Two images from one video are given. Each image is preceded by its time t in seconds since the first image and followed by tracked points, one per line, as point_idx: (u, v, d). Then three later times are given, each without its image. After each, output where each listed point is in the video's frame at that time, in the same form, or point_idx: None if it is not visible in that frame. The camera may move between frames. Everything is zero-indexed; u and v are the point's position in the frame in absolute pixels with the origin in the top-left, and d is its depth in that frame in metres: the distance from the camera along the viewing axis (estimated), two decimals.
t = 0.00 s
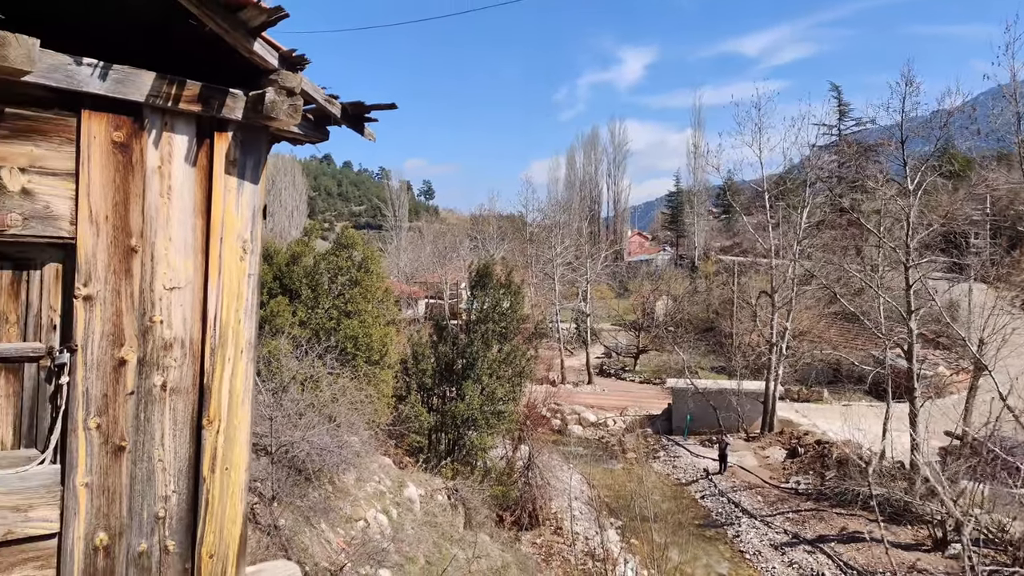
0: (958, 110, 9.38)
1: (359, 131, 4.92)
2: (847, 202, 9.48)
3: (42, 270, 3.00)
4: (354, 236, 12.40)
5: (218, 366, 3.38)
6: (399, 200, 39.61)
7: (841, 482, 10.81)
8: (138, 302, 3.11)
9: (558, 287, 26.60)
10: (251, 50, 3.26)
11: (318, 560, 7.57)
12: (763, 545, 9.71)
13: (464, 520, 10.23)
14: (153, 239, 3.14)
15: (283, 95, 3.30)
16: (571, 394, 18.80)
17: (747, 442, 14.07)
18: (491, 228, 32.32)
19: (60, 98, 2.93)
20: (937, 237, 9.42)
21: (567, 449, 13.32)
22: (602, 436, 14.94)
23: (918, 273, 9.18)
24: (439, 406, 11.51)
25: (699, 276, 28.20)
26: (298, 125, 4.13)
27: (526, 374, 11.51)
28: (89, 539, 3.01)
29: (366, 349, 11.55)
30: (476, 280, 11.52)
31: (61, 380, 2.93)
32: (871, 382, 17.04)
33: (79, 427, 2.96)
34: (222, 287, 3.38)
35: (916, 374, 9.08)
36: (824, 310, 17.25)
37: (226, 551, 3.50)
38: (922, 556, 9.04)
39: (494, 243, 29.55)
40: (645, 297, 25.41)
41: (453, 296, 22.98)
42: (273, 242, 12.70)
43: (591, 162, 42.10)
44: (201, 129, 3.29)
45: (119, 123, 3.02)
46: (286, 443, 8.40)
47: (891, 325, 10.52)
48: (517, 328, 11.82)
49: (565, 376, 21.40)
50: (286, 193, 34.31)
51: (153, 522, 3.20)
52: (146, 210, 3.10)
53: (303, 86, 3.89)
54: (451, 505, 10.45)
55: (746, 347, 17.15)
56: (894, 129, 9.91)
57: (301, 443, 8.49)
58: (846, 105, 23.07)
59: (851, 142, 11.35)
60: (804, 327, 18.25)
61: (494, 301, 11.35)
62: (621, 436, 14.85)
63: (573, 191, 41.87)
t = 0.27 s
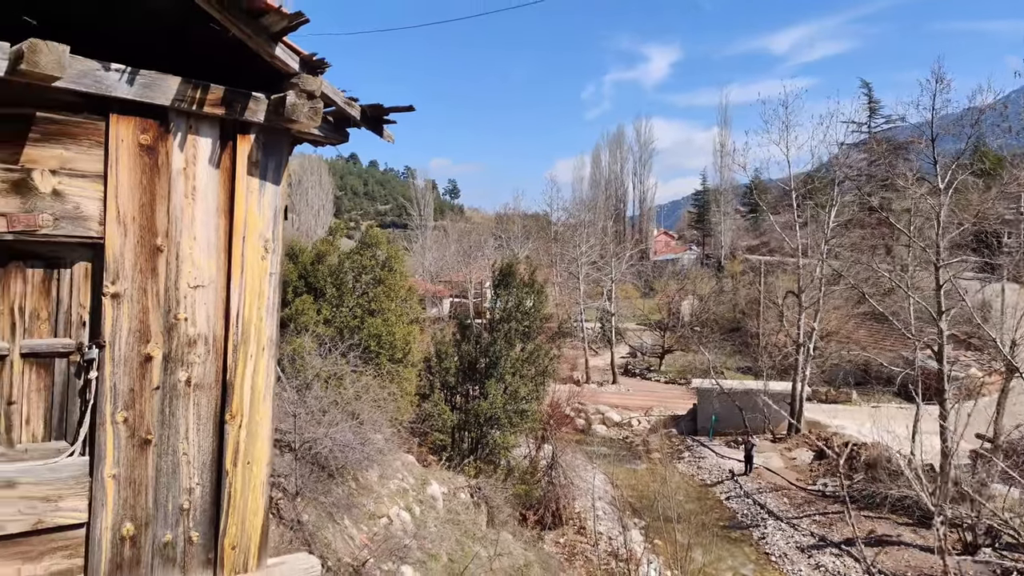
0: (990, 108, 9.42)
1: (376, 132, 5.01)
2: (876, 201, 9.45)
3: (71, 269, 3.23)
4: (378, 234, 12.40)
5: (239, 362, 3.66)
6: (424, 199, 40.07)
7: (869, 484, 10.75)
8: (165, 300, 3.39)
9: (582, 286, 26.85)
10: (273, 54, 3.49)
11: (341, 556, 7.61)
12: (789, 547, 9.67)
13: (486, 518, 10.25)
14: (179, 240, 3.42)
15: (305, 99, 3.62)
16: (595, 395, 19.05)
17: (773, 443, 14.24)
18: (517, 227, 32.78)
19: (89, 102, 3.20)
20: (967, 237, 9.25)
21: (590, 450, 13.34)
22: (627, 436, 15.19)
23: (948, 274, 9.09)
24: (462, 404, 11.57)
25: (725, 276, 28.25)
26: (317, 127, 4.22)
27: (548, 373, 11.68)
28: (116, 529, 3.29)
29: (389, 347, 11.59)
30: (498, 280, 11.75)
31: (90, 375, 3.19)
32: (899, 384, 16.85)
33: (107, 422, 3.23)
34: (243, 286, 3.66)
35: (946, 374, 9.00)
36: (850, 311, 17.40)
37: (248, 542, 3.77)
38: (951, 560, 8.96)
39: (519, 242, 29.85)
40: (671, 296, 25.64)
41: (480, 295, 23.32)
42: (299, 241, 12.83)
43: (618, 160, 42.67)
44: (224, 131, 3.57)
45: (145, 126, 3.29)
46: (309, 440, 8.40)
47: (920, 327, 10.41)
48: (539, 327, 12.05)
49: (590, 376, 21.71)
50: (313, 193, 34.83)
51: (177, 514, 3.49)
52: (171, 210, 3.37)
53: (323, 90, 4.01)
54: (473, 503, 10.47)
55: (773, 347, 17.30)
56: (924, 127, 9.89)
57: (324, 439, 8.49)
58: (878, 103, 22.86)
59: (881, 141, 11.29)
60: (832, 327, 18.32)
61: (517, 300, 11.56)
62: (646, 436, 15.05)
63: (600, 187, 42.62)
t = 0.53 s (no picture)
0: None
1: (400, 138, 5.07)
2: (911, 202, 9.34)
3: (106, 270, 3.38)
4: (407, 236, 12.51)
5: (267, 361, 3.77)
6: (454, 200, 40.51)
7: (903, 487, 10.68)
8: (194, 300, 3.53)
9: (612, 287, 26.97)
10: (298, 62, 3.72)
11: (369, 553, 7.62)
12: (822, 553, 9.69)
13: (513, 519, 10.31)
14: (208, 242, 3.55)
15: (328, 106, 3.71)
16: (624, 397, 19.19)
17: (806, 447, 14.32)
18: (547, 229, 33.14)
19: (123, 110, 3.35)
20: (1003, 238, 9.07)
21: (618, 451, 13.43)
22: (657, 438, 15.37)
23: (986, 276, 8.95)
24: (489, 405, 11.76)
25: (757, 278, 28.07)
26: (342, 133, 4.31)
27: (576, 374, 11.81)
28: (148, 521, 3.45)
29: (417, 348, 11.71)
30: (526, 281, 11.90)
31: (124, 372, 3.36)
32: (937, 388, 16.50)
33: (140, 416, 3.39)
34: (270, 288, 3.76)
35: (985, 378, 8.85)
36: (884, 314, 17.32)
37: (275, 537, 3.86)
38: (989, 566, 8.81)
39: (548, 243, 30.07)
40: (701, 298, 25.69)
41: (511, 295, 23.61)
42: (330, 243, 13.07)
43: (648, 161, 42.81)
44: (251, 137, 3.69)
45: (176, 133, 3.45)
46: (337, 439, 8.51)
47: (958, 329, 10.21)
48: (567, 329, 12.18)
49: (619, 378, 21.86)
50: (344, 195, 35.48)
51: (207, 507, 3.63)
52: (201, 213, 3.51)
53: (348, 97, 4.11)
54: (501, 504, 10.51)
55: (806, 349, 17.23)
56: (960, 126, 9.77)
57: (352, 438, 8.61)
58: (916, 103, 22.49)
59: (917, 141, 11.13)
60: (867, 329, 18.17)
61: (545, 302, 11.68)
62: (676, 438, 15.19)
63: (631, 188, 42.66)
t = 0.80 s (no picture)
0: None
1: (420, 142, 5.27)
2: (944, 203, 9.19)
3: (138, 272, 3.66)
4: (432, 238, 12.76)
5: (291, 360, 4.02)
6: (482, 202, 40.81)
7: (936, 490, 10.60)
8: (222, 300, 3.77)
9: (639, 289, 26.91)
10: (321, 69, 3.95)
11: (394, 551, 7.77)
12: (853, 557, 9.70)
13: (539, 520, 10.41)
14: (235, 245, 3.80)
15: (351, 111, 3.94)
16: (651, 398, 19.17)
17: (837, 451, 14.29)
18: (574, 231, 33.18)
19: (154, 119, 3.60)
20: None
21: (644, 453, 13.50)
22: (684, 441, 15.37)
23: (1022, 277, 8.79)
24: (514, 406, 11.98)
25: (787, 280, 27.72)
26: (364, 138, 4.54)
27: (602, 376, 11.92)
28: (178, 514, 3.69)
29: (443, 349, 11.94)
30: (552, 282, 12.10)
31: (155, 370, 3.61)
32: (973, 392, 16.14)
33: (169, 414, 3.63)
34: (294, 289, 4.01)
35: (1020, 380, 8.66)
36: (918, 317, 17.09)
37: (299, 531, 4.12)
38: None
39: (575, 245, 30.12)
40: (731, 300, 25.50)
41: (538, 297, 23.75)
42: (358, 246, 13.38)
43: (676, 162, 42.60)
44: (276, 143, 3.95)
45: (205, 139, 3.70)
46: (364, 437, 8.77)
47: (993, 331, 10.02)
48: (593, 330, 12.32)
49: (647, 380, 21.84)
50: (374, 198, 36.05)
51: (233, 501, 3.87)
52: (227, 216, 3.76)
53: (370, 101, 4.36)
54: (527, 504, 10.64)
55: (836, 351, 17.03)
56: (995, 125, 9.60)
57: (377, 437, 8.89)
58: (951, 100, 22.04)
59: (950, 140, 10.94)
60: (900, 331, 17.91)
61: (570, 303, 11.85)
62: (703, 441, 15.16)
63: (658, 190, 42.42)
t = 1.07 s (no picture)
0: None
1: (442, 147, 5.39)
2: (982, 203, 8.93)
3: (168, 275, 3.82)
4: (458, 240, 12.90)
5: (316, 360, 4.14)
6: (508, 204, 40.93)
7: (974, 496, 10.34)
8: (249, 302, 3.91)
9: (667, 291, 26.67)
10: (346, 77, 4.07)
11: (418, 550, 7.85)
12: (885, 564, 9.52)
13: (565, 521, 10.42)
14: (261, 249, 3.93)
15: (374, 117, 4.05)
16: (678, 401, 19.00)
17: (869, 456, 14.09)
18: (600, 232, 33.07)
19: (185, 126, 3.75)
20: None
21: (671, 456, 13.45)
22: (713, 444, 15.21)
23: None
24: (541, 407, 12.06)
25: (819, 281, 27.23)
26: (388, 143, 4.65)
27: (628, 378, 11.91)
28: (207, 509, 3.83)
29: (468, 351, 12.07)
30: (578, 284, 12.17)
31: (184, 370, 3.76)
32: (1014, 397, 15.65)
33: (199, 412, 3.78)
34: (319, 291, 4.13)
35: None
36: (955, 319, 16.71)
37: (323, 527, 4.24)
38: None
39: (601, 247, 30.03)
40: (761, 302, 25.13)
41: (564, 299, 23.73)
42: (385, 248, 13.58)
43: (705, 162, 42.17)
44: (302, 149, 4.07)
45: (232, 146, 3.83)
46: (390, 437, 8.93)
47: None
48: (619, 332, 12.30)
49: (674, 382, 21.69)
50: (402, 200, 36.43)
51: (260, 498, 4.00)
52: (254, 221, 3.89)
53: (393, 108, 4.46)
54: (552, 506, 10.68)
55: (869, 354, 16.70)
56: None
57: (402, 437, 9.04)
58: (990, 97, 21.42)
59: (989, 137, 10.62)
60: (935, 334, 17.50)
61: (596, 305, 11.87)
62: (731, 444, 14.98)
63: (686, 191, 41.96)
